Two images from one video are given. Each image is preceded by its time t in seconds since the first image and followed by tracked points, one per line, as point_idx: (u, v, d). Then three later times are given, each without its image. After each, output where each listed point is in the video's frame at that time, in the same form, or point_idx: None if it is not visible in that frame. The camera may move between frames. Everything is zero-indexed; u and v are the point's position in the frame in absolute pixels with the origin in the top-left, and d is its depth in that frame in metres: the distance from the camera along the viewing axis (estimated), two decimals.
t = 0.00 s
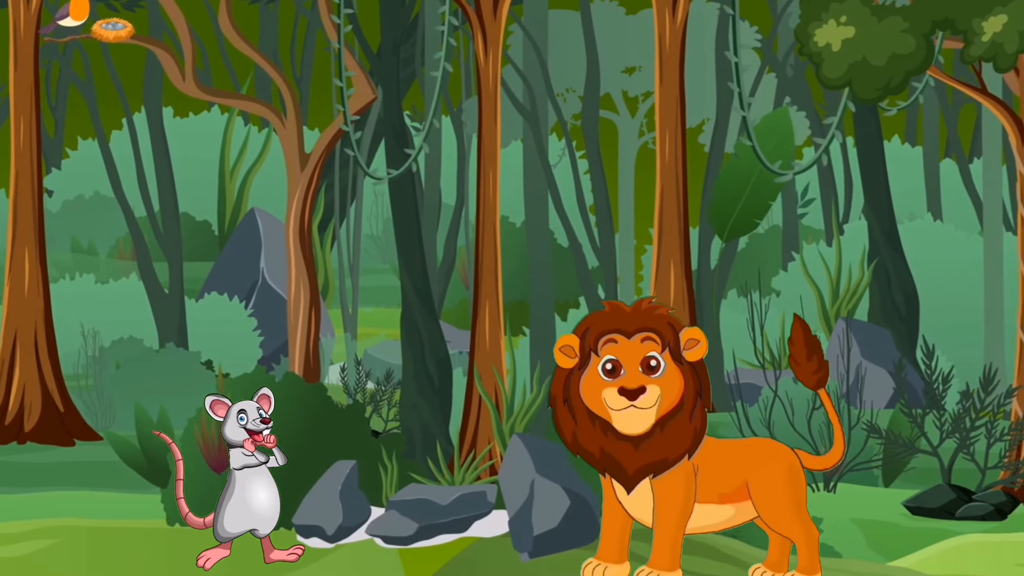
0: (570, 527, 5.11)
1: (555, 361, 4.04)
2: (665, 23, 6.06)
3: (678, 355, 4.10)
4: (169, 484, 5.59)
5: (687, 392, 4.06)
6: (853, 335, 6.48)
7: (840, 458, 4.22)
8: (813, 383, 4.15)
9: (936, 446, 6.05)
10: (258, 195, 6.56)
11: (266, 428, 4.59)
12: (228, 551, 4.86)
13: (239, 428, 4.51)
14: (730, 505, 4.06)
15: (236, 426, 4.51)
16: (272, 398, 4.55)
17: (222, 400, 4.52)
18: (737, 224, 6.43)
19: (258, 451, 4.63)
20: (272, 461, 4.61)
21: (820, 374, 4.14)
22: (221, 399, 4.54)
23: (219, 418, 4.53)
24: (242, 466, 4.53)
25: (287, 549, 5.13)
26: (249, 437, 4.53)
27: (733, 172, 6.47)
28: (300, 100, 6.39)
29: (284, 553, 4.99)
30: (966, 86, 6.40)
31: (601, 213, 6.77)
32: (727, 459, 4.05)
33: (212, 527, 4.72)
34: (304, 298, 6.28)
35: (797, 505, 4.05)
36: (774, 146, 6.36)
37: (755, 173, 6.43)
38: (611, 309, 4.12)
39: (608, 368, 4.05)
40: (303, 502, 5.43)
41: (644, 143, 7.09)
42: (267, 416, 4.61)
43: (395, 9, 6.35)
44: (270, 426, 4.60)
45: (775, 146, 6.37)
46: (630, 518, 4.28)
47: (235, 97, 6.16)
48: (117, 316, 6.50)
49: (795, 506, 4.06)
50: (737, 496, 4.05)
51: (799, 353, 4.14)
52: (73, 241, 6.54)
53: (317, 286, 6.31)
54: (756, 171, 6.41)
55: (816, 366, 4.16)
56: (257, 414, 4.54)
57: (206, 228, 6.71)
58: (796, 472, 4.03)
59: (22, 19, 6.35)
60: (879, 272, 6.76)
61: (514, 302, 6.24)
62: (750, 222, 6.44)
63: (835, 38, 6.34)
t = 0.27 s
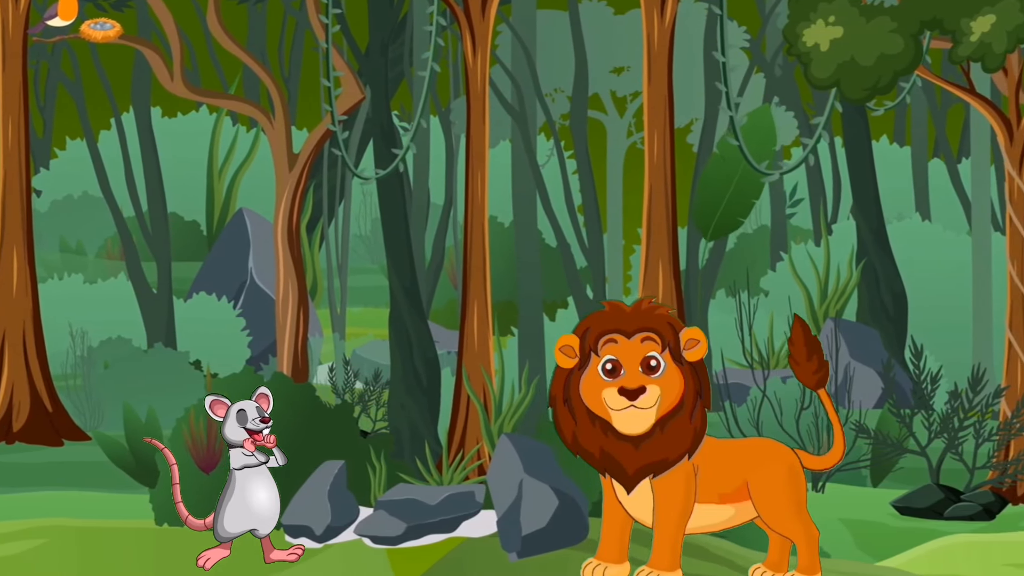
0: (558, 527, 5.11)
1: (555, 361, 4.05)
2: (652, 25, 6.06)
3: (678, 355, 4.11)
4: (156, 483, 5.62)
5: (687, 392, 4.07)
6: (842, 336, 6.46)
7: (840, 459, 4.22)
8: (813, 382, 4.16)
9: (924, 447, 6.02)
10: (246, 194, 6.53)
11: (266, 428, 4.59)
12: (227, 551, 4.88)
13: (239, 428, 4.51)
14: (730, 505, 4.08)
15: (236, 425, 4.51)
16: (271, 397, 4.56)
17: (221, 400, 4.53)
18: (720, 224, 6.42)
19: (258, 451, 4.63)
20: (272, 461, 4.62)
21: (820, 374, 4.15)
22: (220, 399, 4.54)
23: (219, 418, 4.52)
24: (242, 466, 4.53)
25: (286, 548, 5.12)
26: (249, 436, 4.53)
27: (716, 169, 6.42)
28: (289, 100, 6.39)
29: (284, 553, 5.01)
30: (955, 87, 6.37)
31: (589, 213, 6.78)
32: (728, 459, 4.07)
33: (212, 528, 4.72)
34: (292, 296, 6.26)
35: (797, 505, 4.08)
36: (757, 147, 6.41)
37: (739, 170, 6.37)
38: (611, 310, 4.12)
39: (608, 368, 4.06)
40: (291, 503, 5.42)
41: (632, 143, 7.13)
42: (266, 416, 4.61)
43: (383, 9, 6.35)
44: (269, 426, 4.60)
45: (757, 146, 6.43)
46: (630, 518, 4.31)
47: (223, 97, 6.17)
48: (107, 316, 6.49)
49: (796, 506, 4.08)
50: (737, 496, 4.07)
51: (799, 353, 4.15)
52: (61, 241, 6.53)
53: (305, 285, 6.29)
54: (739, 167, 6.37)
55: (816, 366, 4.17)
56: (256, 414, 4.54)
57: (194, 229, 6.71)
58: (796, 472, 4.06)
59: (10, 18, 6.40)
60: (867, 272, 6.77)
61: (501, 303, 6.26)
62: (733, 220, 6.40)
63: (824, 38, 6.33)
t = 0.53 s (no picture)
0: (547, 527, 5.11)
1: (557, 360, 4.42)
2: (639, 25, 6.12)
3: (679, 355, 4.46)
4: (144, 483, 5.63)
5: (687, 393, 4.43)
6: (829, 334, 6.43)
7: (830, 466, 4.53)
8: (813, 381, 4.64)
9: (913, 446, 6.08)
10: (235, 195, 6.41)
11: (267, 430, 4.70)
12: (227, 551, 4.91)
13: (240, 427, 4.63)
14: (730, 506, 4.39)
15: (237, 425, 4.63)
16: (277, 401, 4.70)
17: (225, 401, 4.69)
18: (705, 223, 6.45)
19: (258, 450, 4.74)
20: (272, 461, 4.73)
21: (820, 374, 4.63)
22: (223, 400, 4.68)
23: (221, 417, 4.66)
24: (242, 466, 4.65)
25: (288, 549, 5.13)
26: (249, 437, 4.66)
27: (703, 168, 6.49)
28: (278, 100, 6.42)
29: (284, 553, 5.06)
30: (944, 85, 6.45)
31: (579, 213, 6.64)
32: (727, 459, 4.39)
33: (211, 529, 4.83)
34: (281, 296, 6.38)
35: (796, 504, 4.39)
36: (742, 145, 6.53)
37: (723, 169, 6.47)
38: (612, 310, 4.48)
39: (609, 368, 4.41)
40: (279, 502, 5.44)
41: (621, 143, 6.79)
42: (269, 418, 4.73)
43: (371, 9, 6.43)
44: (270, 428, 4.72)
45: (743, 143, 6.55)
46: (630, 518, 4.62)
47: (212, 97, 6.37)
48: (95, 316, 6.42)
49: (794, 504, 4.39)
50: (737, 496, 4.38)
51: (800, 354, 4.64)
52: (50, 241, 6.56)
53: (293, 283, 6.41)
54: (722, 167, 6.47)
55: (814, 367, 4.65)
56: (258, 417, 4.67)
57: (183, 228, 6.64)
58: (796, 472, 4.38)
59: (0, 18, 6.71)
60: (856, 272, 6.63)
61: (490, 302, 6.34)
62: (719, 219, 6.44)
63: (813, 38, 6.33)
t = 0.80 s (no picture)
0: (534, 526, 5.11)
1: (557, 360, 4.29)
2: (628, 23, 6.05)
3: (679, 355, 4.34)
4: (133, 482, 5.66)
5: (687, 391, 4.30)
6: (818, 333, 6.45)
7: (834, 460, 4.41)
8: (813, 381, 4.40)
9: (901, 447, 6.04)
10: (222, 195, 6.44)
11: (267, 431, 4.65)
12: (228, 551, 4.86)
13: (240, 428, 4.59)
14: (729, 506, 4.30)
15: (237, 426, 4.59)
16: (278, 403, 4.65)
17: (225, 401, 4.65)
18: (691, 222, 6.45)
19: (257, 451, 4.71)
20: (271, 461, 4.70)
21: (820, 374, 4.40)
22: (223, 401, 4.65)
23: (221, 418, 4.62)
24: (242, 466, 4.60)
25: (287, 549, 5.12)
26: (249, 437, 4.61)
27: (687, 167, 6.48)
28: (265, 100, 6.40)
29: (284, 553, 5.00)
30: (933, 86, 6.36)
31: (567, 214, 6.79)
32: (728, 459, 4.29)
33: (211, 526, 4.72)
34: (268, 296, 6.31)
35: (796, 506, 4.30)
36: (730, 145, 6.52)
37: (708, 168, 6.46)
38: (612, 310, 4.36)
39: (609, 368, 4.29)
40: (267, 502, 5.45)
41: (610, 142, 7.08)
42: (269, 420, 4.68)
43: (360, 9, 6.39)
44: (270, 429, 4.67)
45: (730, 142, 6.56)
46: (630, 518, 4.51)
47: (200, 97, 6.21)
48: (80, 315, 6.48)
49: (795, 506, 4.30)
50: (737, 496, 4.29)
51: (800, 353, 4.40)
52: (38, 241, 6.57)
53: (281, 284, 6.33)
54: (708, 166, 6.45)
55: (815, 367, 4.42)
56: (259, 417, 4.62)
57: (170, 229, 6.77)
58: (796, 472, 4.28)
59: None
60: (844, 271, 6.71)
61: (478, 302, 6.37)
62: (705, 219, 6.44)
63: (800, 38, 6.32)
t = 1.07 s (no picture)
0: (522, 526, 5.11)
1: (554, 366, 4.24)
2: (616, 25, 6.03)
3: (673, 350, 4.30)
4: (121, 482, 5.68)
5: (687, 385, 4.27)
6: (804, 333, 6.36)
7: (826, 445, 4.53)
8: (849, 373, 4.53)
9: (889, 447, 6.04)
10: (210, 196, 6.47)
11: (267, 431, 4.65)
12: (228, 551, 4.85)
13: (240, 428, 4.60)
14: (729, 505, 4.28)
15: (237, 426, 4.59)
16: (278, 403, 4.67)
17: (224, 401, 4.65)
18: (679, 222, 6.45)
19: (258, 451, 4.70)
20: (271, 461, 4.70)
21: (857, 369, 4.52)
22: (224, 400, 4.65)
23: (222, 417, 4.63)
24: (242, 466, 4.60)
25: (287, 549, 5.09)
26: (249, 437, 4.61)
27: (676, 166, 6.45)
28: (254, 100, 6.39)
29: (284, 553, 4.97)
30: (922, 86, 6.36)
31: (555, 214, 6.79)
32: (728, 459, 4.27)
33: (211, 526, 4.72)
34: (258, 294, 6.25)
35: (796, 505, 4.27)
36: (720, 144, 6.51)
37: (695, 166, 6.44)
38: (604, 313, 4.32)
39: (606, 370, 4.25)
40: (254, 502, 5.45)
41: (598, 143, 7.06)
42: (270, 420, 4.69)
43: (348, 9, 6.35)
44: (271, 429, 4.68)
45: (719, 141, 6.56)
46: (630, 517, 4.50)
47: (189, 97, 6.15)
48: (69, 316, 6.49)
49: (795, 506, 4.28)
50: (737, 496, 4.26)
51: (846, 343, 4.50)
52: (27, 242, 6.52)
53: (270, 283, 6.27)
54: (695, 165, 6.43)
55: (855, 361, 4.53)
56: (259, 417, 4.63)
57: (159, 229, 6.79)
58: (796, 472, 4.26)
59: None
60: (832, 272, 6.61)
61: (466, 302, 6.39)
62: (692, 219, 6.44)
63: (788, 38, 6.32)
